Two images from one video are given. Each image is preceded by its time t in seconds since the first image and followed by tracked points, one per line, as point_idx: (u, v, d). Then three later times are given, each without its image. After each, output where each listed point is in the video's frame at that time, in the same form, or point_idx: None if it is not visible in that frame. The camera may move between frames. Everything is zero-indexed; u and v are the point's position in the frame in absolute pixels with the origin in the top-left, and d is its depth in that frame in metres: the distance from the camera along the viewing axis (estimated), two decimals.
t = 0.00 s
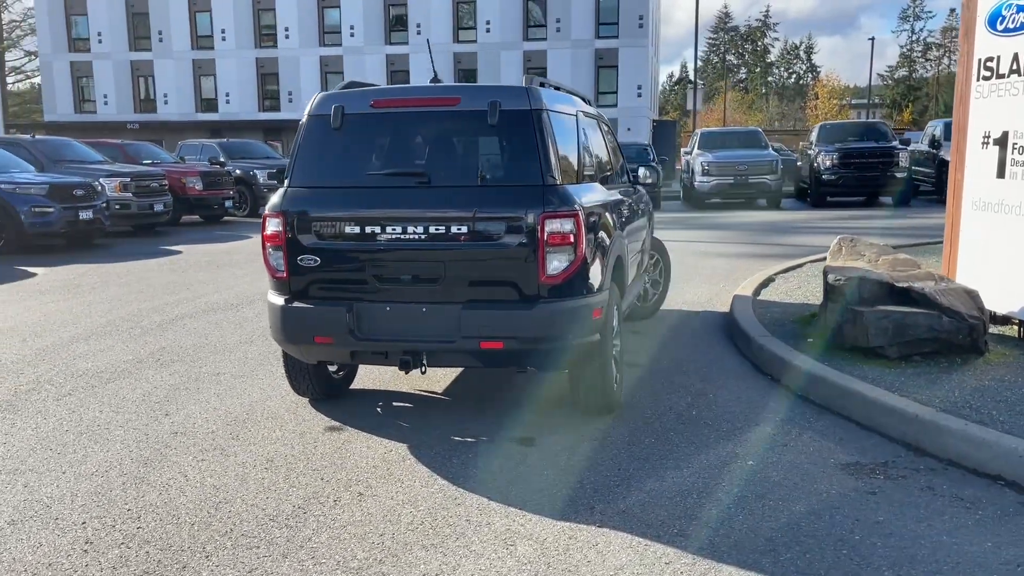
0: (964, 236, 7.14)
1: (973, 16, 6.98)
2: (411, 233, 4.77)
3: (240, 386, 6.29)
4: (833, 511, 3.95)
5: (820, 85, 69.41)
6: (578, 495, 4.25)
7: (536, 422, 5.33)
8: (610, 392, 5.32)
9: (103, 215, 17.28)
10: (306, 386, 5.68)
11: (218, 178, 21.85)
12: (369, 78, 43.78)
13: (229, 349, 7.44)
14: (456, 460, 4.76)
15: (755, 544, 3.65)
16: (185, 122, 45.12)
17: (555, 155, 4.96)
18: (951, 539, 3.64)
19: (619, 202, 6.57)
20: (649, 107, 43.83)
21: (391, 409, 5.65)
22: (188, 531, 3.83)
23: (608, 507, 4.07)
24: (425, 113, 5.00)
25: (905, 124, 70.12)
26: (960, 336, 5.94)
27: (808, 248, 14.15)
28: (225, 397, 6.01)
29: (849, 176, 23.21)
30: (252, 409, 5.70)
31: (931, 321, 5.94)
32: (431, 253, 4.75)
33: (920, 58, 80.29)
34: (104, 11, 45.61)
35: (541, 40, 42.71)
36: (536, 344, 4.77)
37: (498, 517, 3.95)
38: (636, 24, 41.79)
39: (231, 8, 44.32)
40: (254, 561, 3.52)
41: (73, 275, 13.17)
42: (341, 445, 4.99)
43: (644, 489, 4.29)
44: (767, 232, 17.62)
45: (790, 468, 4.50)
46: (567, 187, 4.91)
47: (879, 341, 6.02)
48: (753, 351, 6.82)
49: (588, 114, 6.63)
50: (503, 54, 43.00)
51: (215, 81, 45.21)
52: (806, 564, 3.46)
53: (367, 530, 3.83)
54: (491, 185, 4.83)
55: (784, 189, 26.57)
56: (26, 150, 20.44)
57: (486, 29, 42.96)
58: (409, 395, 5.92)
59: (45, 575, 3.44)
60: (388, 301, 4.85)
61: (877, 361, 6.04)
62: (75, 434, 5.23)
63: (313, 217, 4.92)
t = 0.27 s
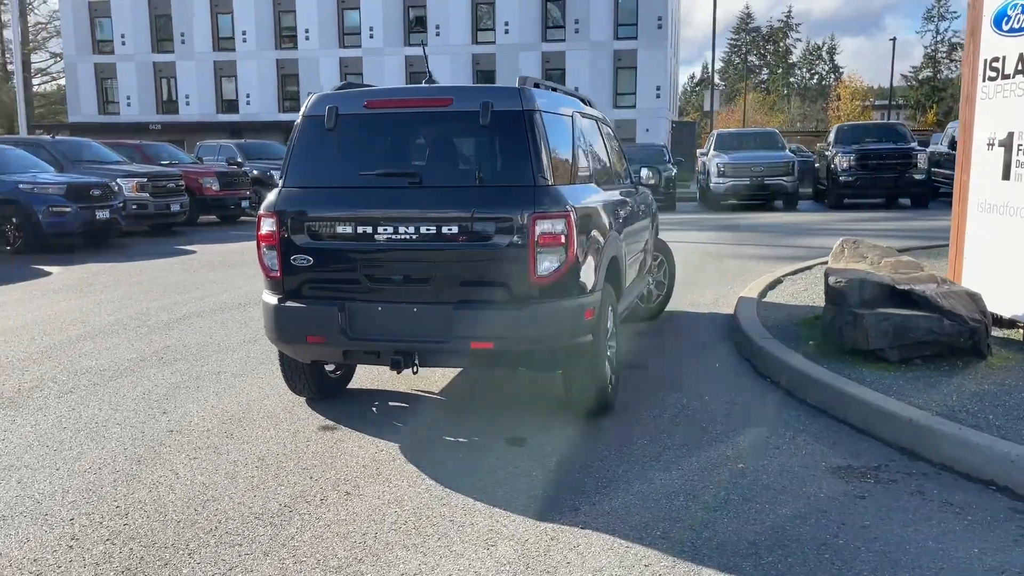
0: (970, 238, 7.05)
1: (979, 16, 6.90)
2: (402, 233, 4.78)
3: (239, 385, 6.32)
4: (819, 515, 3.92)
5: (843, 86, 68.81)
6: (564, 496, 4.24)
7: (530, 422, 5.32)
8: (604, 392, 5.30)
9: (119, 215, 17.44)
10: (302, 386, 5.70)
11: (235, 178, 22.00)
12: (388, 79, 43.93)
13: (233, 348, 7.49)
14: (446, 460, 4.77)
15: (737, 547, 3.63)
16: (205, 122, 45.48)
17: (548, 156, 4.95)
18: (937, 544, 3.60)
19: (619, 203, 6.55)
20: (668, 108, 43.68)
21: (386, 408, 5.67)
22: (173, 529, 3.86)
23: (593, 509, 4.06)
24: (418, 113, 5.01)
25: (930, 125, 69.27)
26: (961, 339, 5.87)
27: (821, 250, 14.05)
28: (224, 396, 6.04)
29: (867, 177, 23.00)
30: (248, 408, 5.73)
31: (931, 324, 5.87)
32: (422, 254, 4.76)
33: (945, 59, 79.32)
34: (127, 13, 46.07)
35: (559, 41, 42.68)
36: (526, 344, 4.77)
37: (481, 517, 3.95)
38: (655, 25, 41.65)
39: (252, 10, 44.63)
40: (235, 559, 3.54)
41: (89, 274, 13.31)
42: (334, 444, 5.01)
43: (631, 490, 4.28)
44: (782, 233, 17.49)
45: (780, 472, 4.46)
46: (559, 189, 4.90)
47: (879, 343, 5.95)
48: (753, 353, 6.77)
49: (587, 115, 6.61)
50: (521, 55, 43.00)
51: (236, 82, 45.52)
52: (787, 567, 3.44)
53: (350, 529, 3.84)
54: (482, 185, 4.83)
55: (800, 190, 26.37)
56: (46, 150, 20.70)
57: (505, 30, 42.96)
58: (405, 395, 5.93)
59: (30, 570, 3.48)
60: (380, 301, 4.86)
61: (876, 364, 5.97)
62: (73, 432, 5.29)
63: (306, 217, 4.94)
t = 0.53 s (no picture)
0: (976, 240, 6.96)
1: (986, 15, 6.81)
2: (392, 232, 4.79)
3: (238, 382, 6.35)
4: (805, 517, 3.88)
5: (866, 86, 68.19)
6: (550, 495, 4.22)
7: (522, 422, 5.30)
8: (597, 393, 5.27)
9: (135, 214, 17.62)
10: (297, 385, 5.70)
11: (251, 178, 22.14)
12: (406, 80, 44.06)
13: (235, 346, 7.53)
14: (435, 458, 4.77)
15: (720, 549, 3.59)
16: (225, 123, 45.82)
17: (540, 155, 4.93)
18: (922, 548, 3.55)
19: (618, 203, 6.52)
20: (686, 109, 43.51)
21: (381, 407, 5.67)
22: (157, 524, 3.87)
23: (577, 509, 4.04)
24: (410, 112, 5.02)
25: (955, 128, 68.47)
26: (963, 341, 5.78)
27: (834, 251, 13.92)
28: (221, 392, 6.06)
29: (884, 179, 22.77)
30: (244, 405, 5.75)
31: (932, 325, 5.78)
32: (412, 252, 4.77)
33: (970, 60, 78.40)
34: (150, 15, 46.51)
35: (578, 42, 42.62)
36: (515, 343, 4.76)
37: (464, 515, 3.94)
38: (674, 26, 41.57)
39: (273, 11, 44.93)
40: (215, 554, 3.55)
41: (104, 272, 13.44)
42: (325, 442, 5.02)
43: (618, 490, 4.25)
44: (798, 235, 17.34)
45: (770, 473, 4.42)
46: (552, 188, 4.89)
47: (879, 346, 5.88)
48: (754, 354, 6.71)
49: (588, 115, 6.58)
50: (539, 56, 42.98)
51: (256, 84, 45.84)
52: (767, 570, 3.40)
53: (332, 526, 3.84)
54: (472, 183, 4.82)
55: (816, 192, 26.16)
56: (64, 150, 20.97)
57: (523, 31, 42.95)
58: (401, 394, 5.93)
59: (12, 563, 3.50)
60: (371, 300, 4.87)
61: (877, 366, 5.90)
62: (69, 427, 5.33)
63: (297, 214, 4.97)
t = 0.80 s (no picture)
0: (982, 244, 6.86)
1: (993, 16, 6.71)
2: (382, 234, 4.77)
3: (235, 382, 6.35)
4: (790, 525, 3.82)
5: (888, 87, 67.56)
6: (534, 500, 4.19)
7: (514, 426, 5.26)
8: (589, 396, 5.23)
9: (149, 213, 17.80)
10: (291, 387, 5.71)
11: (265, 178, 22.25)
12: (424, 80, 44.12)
13: (235, 346, 7.54)
14: (423, 461, 4.74)
15: (701, 557, 3.54)
16: (244, 123, 46.08)
17: (530, 157, 4.90)
18: (908, 559, 3.49)
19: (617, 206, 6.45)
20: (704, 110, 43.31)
21: (374, 409, 5.66)
22: (139, 525, 3.87)
23: (560, 514, 4.00)
24: (401, 114, 5.00)
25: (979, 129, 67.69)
26: (964, 348, 5.68)
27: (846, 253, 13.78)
28: (217, 393, 6.08)
29: (901, 180, 22.52)
30: (239, 406, 5.76)
31: (932, 331, 5.69)
32: (402, 254, 4.75)
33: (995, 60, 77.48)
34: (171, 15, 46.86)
35: (595, 42, 42.52)
36: (504, 346, 4.73)
37: (446, 520, 3.92)
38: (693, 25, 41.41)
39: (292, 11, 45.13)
40: (193, 557, 3.54)
41: (117, 271, 13.53)
42: (315, 444, 5.02)
43: (604, 496, 4.21)
44: (813, 236, 17.18)
45: (759, 480, 4.36)
46: (543, 191, 4.84)
47: (878, 351, 5.80)
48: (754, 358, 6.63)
49: (587, 116, 6.51)
50: (557, 56, 42.91)
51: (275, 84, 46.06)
52: None
53: (312, 529, 3.83)
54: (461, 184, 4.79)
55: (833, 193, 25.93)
56: (80, 150, 21.22)
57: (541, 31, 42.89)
58: (395, 396, 5.91)
59: None
60: (361, 302, 4.85)
61: (876, 372, 5.82)
62: (63, 427, 5.36)
63: (288, 216, 4.96)
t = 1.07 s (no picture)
0: (987, 247, 6.77)
1: (999, 16, 6.62)
2: (372, 235, 4.78)
3: (233, 382, 6.38)
4: (774, 532, 3.78)
5: (912, 88, 66.92)
6: (518, 503, 4.17)
7: (505, 429, 5.25)
8: (581, 399, 5.21)
9: (163, 213, 17.98)
10: (286, 388, 5.72)
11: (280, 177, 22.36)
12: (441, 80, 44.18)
13: (237, 346, 7.58)
14: (411, 462, 4.74)
15: (680, 563, 3.51)
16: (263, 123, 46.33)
17: (522, 160, 4.88)
18: (890, 568, 3.44)
19: (615, 208, 6.40)
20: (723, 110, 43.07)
21: (368, 410, 5.66)
22: (123, 525, 3.90)
23: (543, 518, 3.98)
24: (393, 116, 4.99)
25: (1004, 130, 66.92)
26: (963, 352, 5.61)
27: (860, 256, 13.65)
28: (214, 393, 6.11)
29: (919, 182, 22.28)
30: (234, 406, 5.78)
31: (931, 335, 5.62)
32: (392, 257, 4.75)
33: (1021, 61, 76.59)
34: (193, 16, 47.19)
35: (613, 43, 42.42)
36: (493, 348, 4.71)
37: (429, 524, 3.91)
38: (712, 25, 41.24)
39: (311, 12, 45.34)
40: (173, 557, 3.56)
41: (130, 270, 13.63)
42: (305, 444, 5.03)
43: (589, 500, 4.19)
44: (828, 238, 17.03)
45: (746, 485, 4.32)
46: (534, 194, 4.82)
47: (877, 355, 5.74)
48: (752, 362, 6.58)
49: (586, 117, 6.45)
50: (575, 56, 42.84)
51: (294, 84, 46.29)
52: None
53: (294, 530, 3.84)
54: (451, 185, 4.78)
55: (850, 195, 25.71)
56: (98, 150, 21.41)
57: (559, 31, 42.82)
58: (390, 397, 5.91)
59: None
60: (351, 303, 4.86)
61: (874, 376, 5.77)
62: (59, 425, 5.41)
63: (279, 217, 4.98)
